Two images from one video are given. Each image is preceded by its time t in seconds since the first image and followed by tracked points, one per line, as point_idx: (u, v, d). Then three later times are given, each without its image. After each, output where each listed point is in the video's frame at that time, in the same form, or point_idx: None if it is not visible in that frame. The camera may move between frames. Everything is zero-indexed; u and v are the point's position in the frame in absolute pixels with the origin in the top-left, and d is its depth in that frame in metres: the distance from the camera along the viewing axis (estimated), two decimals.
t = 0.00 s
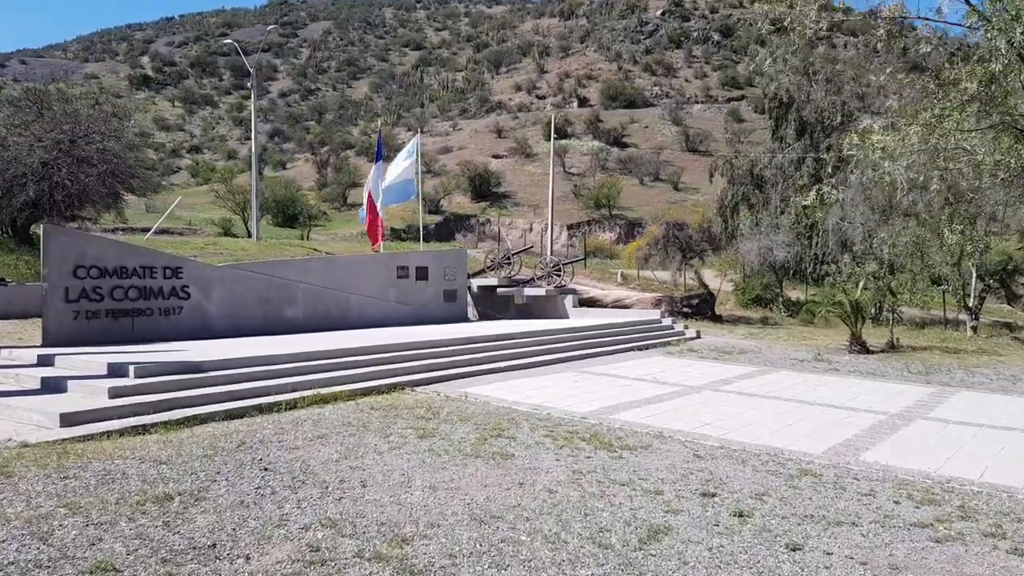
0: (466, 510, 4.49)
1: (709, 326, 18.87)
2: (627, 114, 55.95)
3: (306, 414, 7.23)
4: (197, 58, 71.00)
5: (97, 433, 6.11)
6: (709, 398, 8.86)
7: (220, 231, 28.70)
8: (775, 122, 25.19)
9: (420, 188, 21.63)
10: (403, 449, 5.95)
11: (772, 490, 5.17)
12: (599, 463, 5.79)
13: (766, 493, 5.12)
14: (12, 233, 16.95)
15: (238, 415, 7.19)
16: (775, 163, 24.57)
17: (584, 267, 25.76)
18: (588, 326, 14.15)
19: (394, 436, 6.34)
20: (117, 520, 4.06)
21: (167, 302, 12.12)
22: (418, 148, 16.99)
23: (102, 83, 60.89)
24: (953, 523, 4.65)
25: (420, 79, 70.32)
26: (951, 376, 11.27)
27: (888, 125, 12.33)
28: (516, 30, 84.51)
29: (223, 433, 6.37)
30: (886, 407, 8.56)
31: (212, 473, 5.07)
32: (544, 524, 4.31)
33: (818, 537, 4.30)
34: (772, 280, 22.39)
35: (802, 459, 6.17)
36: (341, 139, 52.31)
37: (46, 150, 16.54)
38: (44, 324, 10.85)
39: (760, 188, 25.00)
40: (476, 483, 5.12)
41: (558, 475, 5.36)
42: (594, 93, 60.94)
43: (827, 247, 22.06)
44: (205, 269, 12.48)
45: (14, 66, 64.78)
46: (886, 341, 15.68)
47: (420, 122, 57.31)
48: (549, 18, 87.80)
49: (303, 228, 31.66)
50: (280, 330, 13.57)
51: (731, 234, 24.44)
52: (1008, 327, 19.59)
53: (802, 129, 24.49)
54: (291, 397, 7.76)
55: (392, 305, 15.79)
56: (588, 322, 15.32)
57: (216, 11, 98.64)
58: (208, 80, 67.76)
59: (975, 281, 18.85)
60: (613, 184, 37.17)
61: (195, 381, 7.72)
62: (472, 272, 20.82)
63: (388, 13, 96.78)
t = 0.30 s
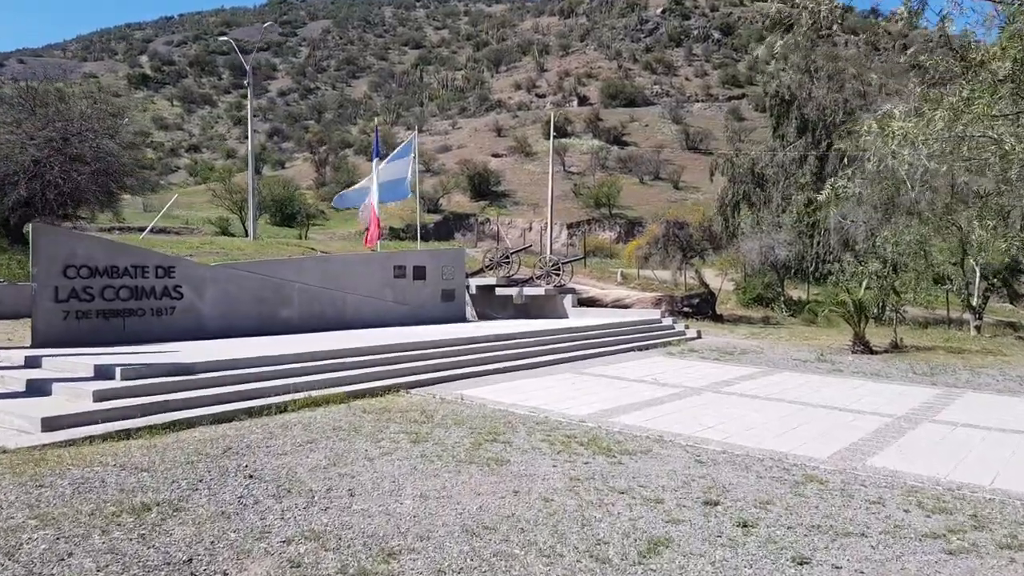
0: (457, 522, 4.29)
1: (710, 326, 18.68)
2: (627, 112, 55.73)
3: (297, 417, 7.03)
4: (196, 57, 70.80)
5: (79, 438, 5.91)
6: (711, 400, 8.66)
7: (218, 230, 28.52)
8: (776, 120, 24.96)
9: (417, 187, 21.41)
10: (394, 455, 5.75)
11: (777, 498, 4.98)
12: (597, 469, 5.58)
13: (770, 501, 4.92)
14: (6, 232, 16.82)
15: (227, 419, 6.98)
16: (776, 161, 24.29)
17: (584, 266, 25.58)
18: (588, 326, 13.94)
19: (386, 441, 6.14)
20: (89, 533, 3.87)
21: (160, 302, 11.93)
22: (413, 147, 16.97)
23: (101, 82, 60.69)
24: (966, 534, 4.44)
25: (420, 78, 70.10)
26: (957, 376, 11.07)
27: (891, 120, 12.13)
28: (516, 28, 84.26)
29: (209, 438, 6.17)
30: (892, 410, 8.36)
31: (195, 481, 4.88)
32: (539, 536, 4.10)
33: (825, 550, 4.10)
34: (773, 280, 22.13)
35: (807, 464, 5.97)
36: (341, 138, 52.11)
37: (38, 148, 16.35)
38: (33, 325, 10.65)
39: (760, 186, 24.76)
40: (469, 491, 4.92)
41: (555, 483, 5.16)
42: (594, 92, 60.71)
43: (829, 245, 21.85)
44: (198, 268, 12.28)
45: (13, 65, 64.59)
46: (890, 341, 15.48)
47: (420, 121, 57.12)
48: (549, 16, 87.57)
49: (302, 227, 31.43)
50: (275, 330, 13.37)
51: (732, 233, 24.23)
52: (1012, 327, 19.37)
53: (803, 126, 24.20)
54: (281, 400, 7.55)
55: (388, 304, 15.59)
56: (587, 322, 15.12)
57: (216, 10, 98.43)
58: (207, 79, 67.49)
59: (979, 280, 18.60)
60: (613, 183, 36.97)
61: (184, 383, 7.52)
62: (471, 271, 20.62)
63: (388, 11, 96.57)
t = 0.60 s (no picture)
0: (443, 533, 4.11)
1: (709, 326, 18.51)
2: (627, 111, 55.55)
3: (285, 421, 6.85)
4: (195, 57, 70.62)
5: (58, 444, 5.74)
6: (710, 403, 8.50)
7: (215, 229, 28.35)
8: (777, 118, 24.81)
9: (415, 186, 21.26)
10: (382, 461, 5.58)
11: (777, 507, 4.80)
12: (591, 476, 5.41)
13: (769, 510, 4.75)
14: None
15: (212, 423, 6.81)
16: (776, 160, 24.10)
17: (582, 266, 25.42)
18: (586, 327, 13.77)
19: (374, 446, 5.96)
20: (56, 546, 3.70)
21: (150, 302, 11.75)
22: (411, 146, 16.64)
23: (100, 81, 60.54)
24: (973, 545, 4.27)
25: (419, 77, 69.93)
26: (960, 378, 10.89)
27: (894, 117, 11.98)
28: (516, 27, 84.08)
29: (192, 444, 6.00)
30: (895, 413, 8.17)
31: (173, 489, 4.71)
32: (528, 549, 3.93)
33: (828, 563, 3.91)
34: (773, 279, 21.89)
35: (809, 470, 5.79)
36: (339, 136, 51.95)
37: (30, 146, 16.18)
38: (21, 326, 10.47)
39: (760, 186, 24.59)
40: (457, 500, 4.74)
41: (547, 490, 4.99)
42: (594, 91, 60.53)
43: (829, 244, 21.67)
44: (189, 268, 12.11)
45: (11, 64, 64.42)
46: (891, 342, 15.32)
47: (419, 120, 56.98)
48: (549, 15, 87.37)
49: (300, 226, 31.27)
50: (268, 331, 13.19)
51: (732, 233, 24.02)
52: (1014, 327, 19.20)
53: (804, 124, 24.07)
54: (269, 403, 7.37)
55: (384, 305, 15.42)
56: (585, 322, 14.94)
57: (216, 9, 98.22)
58: (206, 78, 67.31)
59: (980, 280, 18.40)
60: (613, 182, 36.81)
61: (169, 386, 7.35)
62: (468, 270, 20.43)
63: (387, 10, 96.41)
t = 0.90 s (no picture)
0: (425, 544, 3.91)
1: (708, 326, 18.29)
2: (627, 110, 55.34)
3: (268, 424, 6.65)
4: (194, 56, 70.47)
5: (32, 447, 5.55)
6: (709, 404, 8.31)
7: (211, 228, 28.16)
8: (777, 116, 24.88)
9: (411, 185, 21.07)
10: (366, 466, 5.38)
11: (775, 515, 4.61)
12: (583, 482, 5.21)
13: (767, 517, 4.56)
14: None
15: (195, 425, 6.62)
16: (775, 159, 23.91)
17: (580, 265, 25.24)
18: (583, 327, 13.60)
19: (359, 450, 5.75)
20: (15, 558, 3.51)
21: (139, 302, 11.55)
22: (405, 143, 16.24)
23: (98, 80, 60.39)
24: (980, 556, 4.07)
25: (419, 76, 69.71)
26: (963, 379, 10.69)
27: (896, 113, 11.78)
28: (515, 26, 83.88)
29: (172, 447, 5.80)
30: (896, 415, 7.99)
31: (146, 496, 4.51)
32: (513, 561, 3.73)
33: None
34: (773, 279, 21.62)
35: (808, 475, 5.60)
36: (338, 135, 51.75)
37: (20, 143, 15.93)
38: (7, 326, 10.29)
39: (760, 185, 24.44)
40: (443, 507, 4.55)
41: (537, 497, 4.79)
42: (593, 90, 60.32)
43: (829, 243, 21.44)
44: (179, 267, 11.93)
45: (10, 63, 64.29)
46: (892, 342, 15.11)
47: (418, 119, 56.79)
48: (549, 14, 87.14)
49: (297, 226, 31.08)
50: (260, 331, 12.98)
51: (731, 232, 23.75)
52: (1016, 327, 18.95)
53: (804, 123, 24.02)
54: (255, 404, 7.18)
55: (378, 304, 15.20)
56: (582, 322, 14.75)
57: (215, 9, 98.02)
58: (205, 77, 67.12)
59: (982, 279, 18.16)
60: (612, 182, 36.63)
61: (152, 387, 7.14)
62: (464, 269, 20.23)
63: (387, 10, 96.19)
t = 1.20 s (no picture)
0: (407, 563, 3.68)
1: (707, 326, 18.05)
2: (626, 109, 55.12)
3: (253, 430, 6.43)
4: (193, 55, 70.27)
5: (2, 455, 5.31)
6: (709, 408, 8.07)
7: (207, 227, 27.97)
8: (778, 115, 24.79)
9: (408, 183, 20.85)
10: (352, 475, 5.14)
11: (781, 527, 4.39)
12: (579, 491, 4.99)
13: (772, 530, 4.34)
14: None
15: (176, 431, 6.40)
16: (776, 157, 23.68)
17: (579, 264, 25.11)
18: (582, 327, 13.42)
19: (345, 458, 5.51)
20: None
21: (128, 302, 11.32)
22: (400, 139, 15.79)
23: (96, 78, 60.20)
24: (999, 572, 3.85)
25: (418, 75, 69.44)
26: (969, 380, 10.45)
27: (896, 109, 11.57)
28: (515, 25, 83.63)
29: (150, 455, 5.58)
30: (903, 418, 7.76)
31: (116, 510, 4.28)
32: None
33: None
34: (773, 278, 21.40)
35: (814, 483, 5.37)
36: (336, 134, 51.55)
37: (8, 140, 15.71)
38: None
39: (761, 183, 24.22)
40: (431, 519, 4.31)
41: (531, 508, 4.56)
42: (593, 89, 60.05)
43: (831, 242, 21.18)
44: (169, 266, 11.70)
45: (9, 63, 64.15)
46: (894, 342, 14.87)
47: (417, 118, 56.57)
48: (548, 13, 86.83)
49: (294, 225, 30.83)
50: (252, 332, 12.73)
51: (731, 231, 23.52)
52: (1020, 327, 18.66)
53: (805, 121, 23.82)
54: (239, 409, 6.96)
55: (374, 304, 14.95)
56: (581, 322, 14.55)
57: (215, 8, 97.78)
58: (204, 76, 66.81)
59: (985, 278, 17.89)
60: (612, 180, 36.42)
61: (133, 391, 6.91)
62: (461, 269, 20.02)
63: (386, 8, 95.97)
